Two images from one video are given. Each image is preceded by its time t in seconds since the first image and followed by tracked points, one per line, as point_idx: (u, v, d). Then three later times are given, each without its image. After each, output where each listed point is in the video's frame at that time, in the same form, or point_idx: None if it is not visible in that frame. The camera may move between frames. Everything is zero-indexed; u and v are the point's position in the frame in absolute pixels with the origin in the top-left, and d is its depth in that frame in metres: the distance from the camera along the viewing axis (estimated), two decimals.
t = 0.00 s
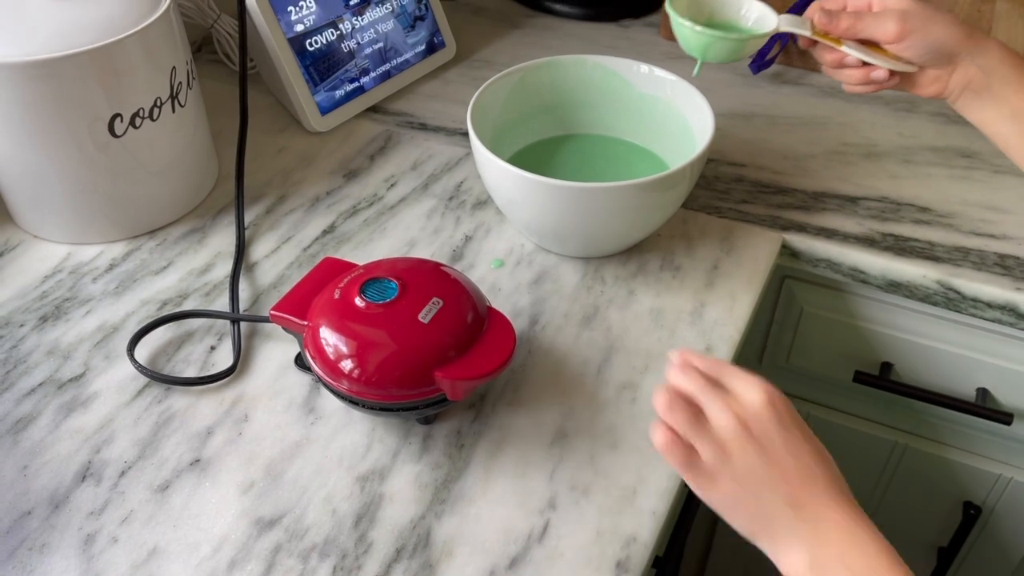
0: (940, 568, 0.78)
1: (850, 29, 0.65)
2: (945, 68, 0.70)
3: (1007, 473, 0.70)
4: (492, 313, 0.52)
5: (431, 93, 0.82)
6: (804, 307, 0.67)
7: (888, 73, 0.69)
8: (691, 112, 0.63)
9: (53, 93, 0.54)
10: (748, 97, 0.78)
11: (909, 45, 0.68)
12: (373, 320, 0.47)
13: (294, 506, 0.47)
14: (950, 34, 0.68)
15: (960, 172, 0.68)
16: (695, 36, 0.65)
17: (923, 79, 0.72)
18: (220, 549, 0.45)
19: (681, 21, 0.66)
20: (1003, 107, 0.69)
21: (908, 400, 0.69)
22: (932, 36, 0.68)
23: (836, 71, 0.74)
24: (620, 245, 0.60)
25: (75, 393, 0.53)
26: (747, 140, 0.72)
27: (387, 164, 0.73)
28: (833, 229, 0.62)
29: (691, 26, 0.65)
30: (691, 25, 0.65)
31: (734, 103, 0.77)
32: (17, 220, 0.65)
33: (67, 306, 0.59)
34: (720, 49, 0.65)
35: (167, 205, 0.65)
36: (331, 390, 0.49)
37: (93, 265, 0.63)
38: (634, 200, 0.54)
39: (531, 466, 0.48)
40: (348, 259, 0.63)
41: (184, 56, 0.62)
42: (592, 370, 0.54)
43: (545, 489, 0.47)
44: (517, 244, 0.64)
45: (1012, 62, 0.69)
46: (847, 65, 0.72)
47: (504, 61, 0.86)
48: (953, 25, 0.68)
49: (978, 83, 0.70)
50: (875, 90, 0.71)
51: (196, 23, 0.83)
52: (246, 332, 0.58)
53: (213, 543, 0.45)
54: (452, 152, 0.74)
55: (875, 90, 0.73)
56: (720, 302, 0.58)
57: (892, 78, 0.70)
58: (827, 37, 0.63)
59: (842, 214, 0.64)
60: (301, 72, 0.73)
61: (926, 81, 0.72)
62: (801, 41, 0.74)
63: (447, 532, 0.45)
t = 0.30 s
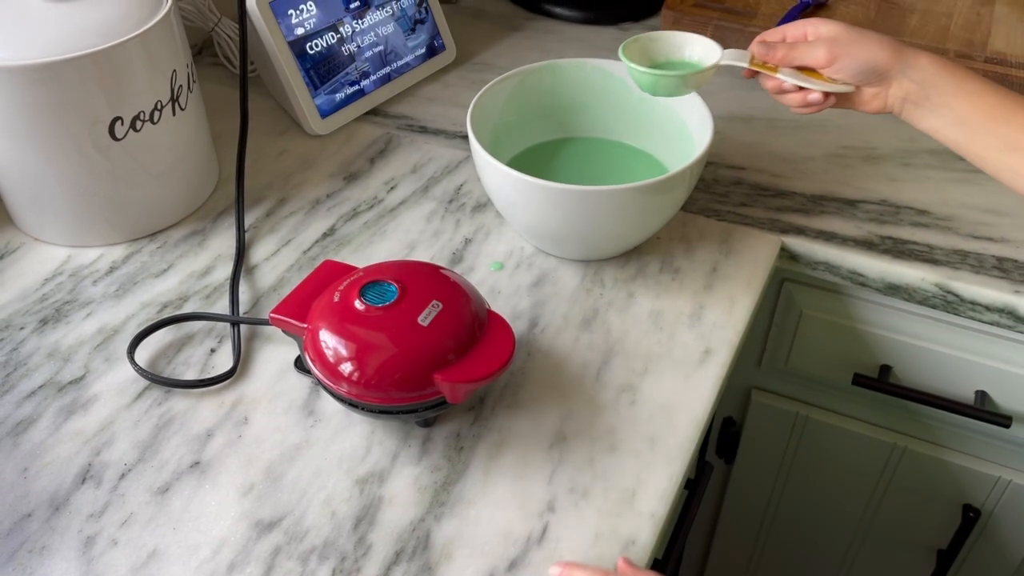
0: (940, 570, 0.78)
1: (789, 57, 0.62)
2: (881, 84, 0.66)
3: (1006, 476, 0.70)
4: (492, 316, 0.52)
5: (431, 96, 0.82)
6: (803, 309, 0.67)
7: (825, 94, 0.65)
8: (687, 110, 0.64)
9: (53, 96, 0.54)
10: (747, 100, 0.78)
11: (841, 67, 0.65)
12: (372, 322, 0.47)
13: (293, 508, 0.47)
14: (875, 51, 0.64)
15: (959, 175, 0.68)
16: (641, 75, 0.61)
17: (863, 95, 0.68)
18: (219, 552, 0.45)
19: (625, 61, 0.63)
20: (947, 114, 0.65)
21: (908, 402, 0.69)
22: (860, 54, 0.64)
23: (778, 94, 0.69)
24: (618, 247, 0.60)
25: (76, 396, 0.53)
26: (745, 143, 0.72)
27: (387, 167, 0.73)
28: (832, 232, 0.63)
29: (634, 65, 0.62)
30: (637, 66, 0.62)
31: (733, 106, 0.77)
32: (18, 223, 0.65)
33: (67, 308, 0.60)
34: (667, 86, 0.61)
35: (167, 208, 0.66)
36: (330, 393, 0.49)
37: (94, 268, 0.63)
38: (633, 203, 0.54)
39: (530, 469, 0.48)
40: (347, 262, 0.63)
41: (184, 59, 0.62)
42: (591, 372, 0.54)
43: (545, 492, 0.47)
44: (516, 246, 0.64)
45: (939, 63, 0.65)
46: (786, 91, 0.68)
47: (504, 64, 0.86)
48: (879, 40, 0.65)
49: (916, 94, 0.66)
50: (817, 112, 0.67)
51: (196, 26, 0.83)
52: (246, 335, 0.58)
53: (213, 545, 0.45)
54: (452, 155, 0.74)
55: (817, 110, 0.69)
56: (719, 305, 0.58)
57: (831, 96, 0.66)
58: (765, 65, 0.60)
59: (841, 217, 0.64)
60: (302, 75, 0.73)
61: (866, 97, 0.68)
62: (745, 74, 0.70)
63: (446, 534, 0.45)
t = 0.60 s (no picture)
0: (941, 571, 0.78)
1: (770, 68, 0.63)
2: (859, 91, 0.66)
3: (1008, 477, 0.69)
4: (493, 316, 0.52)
5: (432, 96, 0.82)
6: (804, 310, 0.67)
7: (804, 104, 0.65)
8: (687, 108, 0.63)
9: (53, 95, 0.54)
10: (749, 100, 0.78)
11: (819, 76, 0.65)
12: (372, 322, 0.47)
13: (293, 508, 0.47)
14: (852, 58, 0.64)
15: (962, 175, 0.68)
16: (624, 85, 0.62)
17: (843, 102, 0.68)
18: (218, 553, 0.45)
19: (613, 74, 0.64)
20: (926, 118, 0.63)
21: (909, 403, 0.69)
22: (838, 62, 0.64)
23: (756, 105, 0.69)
24: (619, 248, 0.60)
25: (75, 395, 0.53)
26: (747, 143, 0.72)
27: (388, 167, 0.73)
28: (834, 232, 0.62)
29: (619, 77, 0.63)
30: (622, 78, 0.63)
31: (734, 107, 0.77)
32: (18, 222, 0.65)
33: (67, 308, 0.60)
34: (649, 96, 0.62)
35: (167, 208, 0.65)
36: (331, 392, 0.48)
37: (94, 267, 0.63)
38: (633, 203, 0.54)
39: (531, 469, 0.48)
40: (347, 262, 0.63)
41: (184, 59, 0.62)
42: (592, 373, 0.54)
43: (546, 493, 0.47)
44: (517, 246, 0.64)
45: (916, 66, 0.64)
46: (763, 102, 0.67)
47: (505, 64, 0.86)
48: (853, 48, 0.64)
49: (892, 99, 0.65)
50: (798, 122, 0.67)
51: (197, 25, 0.83)
52: (246, 334, 0.58)
53: (212, 546, 0.45)
54: (452, 155, 0.74)
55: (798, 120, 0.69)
56: (720, 306, 0.58)
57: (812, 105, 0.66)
58: (743, 77, 0.62)
59: (842, 217, 0.64)
60: (302, 75, 0.73)
61: (847, 104, 0.68)
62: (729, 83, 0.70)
63: (447, 535, 0.45)
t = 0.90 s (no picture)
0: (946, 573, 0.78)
1: (770, 74, 0.63)
2: (858, 95, 0.66)
3: (1014, 479, 0.69)
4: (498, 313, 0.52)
5: (437, 93, 0.82)
6: (810, 309, 0.66)
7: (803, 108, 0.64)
8: (694, 109, 0.63)
9: (59, 90, 0.54)
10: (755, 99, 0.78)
11: (818, 80, 0.65)
12: (377, 319, 0.47)
13: (295, 505, 0.47)
14: (851, 61, 0.64)
15: (969, 175, 0.67)
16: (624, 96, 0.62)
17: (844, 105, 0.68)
18: (221, 549, 0.45)
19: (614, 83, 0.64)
20: (928, 119, 0.63)
21: (915, 403, 0.68)
22: (837, 65, 0.64)
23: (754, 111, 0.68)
24: (624, 246, 0.60)
25: (79, 390, 0.53)
26: (753, 142, 0.72)
27: (393, 164, 0.73)
28: (840, 231, 0.62)
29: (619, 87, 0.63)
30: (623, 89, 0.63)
31: (740, 105, 0.77)
32: (23, 217, 0.65)
33: (71, 303, 0.60)
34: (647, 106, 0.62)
35: (172, 204, 0.66)
36: (334, 389, 0.48)
37: (98, 263, 0.63)
38: (639, 201, 0.54)
39: (535, 467, 0.48)
40: (352, 259, 0.62)
41: (189, 55, 0.62)
42: (597, 371, 0.54)
43: (550, 491, 0.47)
44: (522, 244, 0.64)
45: (917, 67, 0.64)
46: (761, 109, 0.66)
47: (511, 62, 0.86)
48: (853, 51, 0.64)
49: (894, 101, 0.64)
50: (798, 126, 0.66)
51: (203, 22, 0.83)
52: (250, 331, 0.58)
53: (214, 542, 0.45)
54: (457, 152, 0.74)
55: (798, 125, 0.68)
56: (725, 304, 0.58)
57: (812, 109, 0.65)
58: (743, 84, 0.62)
59: (848, 216, 0.64)
60: (307, 71, 0.73)
61: (848, 107, 0.67)
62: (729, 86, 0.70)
63: (450, 532, 0.45)
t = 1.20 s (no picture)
0: None
1: (764, 77, 0.62)
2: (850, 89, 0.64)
3: None
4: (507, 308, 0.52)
5: (448, 88, 0.81)
6: (820, 309, 0.66)
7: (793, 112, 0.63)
8: (706, 104, 0.63)
9: (72, 81, 0.55)
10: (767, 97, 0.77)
11: (810, 80, 0.64)
12: (385, 312, 0.47)
13: (301, 497, 0.47)
14: (841, 56, 0.62)
15: (983, 176, 0.67)
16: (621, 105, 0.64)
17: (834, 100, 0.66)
18: (226, 539, 0.45)
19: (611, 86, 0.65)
20: (929, 111, 0.62)
21: (924, 405, 0.68)
22: (827, 62, 0.63)
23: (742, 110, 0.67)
24: (633, 243, 0.59)
25: (88, 380, 0.53)
26: (764, 140, 0.72)
27: (403, 159, 0.73)
28: (851, 231, 0.62)
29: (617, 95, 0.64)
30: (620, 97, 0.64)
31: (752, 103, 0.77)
32: (34, 208, 0.66)
33: (81, 293, 0.60)
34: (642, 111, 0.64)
35: (182, 196, 0.66)
36: (341, 381, 0.48)
37: (109, 253, 0.63)
38: (648, 197, 0.54)
39: (540, 463, 0.48)
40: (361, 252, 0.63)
41: (201, 47, 0.62)
42: (604, 368, 0.53)
43: (555, 486, 0.47)
44: (531, 240, 0.64)
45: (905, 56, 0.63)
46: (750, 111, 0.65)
47: (522, 58, 0.86)
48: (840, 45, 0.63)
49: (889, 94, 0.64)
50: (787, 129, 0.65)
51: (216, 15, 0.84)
52: (258, 323, 0.58)
53: (220, 533, 0.45)
54: (467, 148, 0.74)
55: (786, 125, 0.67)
56: (734, 303, 0.57)
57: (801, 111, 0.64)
58: (734, 90, 0.61)
59: (860, 216, 0.63)
60: (319, 65, 0.73)
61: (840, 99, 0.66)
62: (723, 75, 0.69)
63: (455, 526, 0.45)
